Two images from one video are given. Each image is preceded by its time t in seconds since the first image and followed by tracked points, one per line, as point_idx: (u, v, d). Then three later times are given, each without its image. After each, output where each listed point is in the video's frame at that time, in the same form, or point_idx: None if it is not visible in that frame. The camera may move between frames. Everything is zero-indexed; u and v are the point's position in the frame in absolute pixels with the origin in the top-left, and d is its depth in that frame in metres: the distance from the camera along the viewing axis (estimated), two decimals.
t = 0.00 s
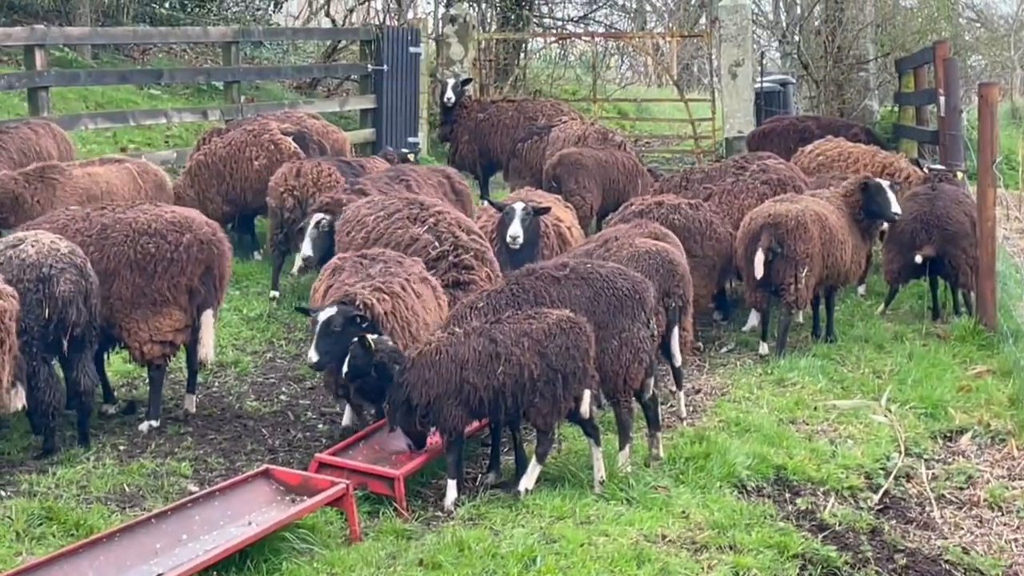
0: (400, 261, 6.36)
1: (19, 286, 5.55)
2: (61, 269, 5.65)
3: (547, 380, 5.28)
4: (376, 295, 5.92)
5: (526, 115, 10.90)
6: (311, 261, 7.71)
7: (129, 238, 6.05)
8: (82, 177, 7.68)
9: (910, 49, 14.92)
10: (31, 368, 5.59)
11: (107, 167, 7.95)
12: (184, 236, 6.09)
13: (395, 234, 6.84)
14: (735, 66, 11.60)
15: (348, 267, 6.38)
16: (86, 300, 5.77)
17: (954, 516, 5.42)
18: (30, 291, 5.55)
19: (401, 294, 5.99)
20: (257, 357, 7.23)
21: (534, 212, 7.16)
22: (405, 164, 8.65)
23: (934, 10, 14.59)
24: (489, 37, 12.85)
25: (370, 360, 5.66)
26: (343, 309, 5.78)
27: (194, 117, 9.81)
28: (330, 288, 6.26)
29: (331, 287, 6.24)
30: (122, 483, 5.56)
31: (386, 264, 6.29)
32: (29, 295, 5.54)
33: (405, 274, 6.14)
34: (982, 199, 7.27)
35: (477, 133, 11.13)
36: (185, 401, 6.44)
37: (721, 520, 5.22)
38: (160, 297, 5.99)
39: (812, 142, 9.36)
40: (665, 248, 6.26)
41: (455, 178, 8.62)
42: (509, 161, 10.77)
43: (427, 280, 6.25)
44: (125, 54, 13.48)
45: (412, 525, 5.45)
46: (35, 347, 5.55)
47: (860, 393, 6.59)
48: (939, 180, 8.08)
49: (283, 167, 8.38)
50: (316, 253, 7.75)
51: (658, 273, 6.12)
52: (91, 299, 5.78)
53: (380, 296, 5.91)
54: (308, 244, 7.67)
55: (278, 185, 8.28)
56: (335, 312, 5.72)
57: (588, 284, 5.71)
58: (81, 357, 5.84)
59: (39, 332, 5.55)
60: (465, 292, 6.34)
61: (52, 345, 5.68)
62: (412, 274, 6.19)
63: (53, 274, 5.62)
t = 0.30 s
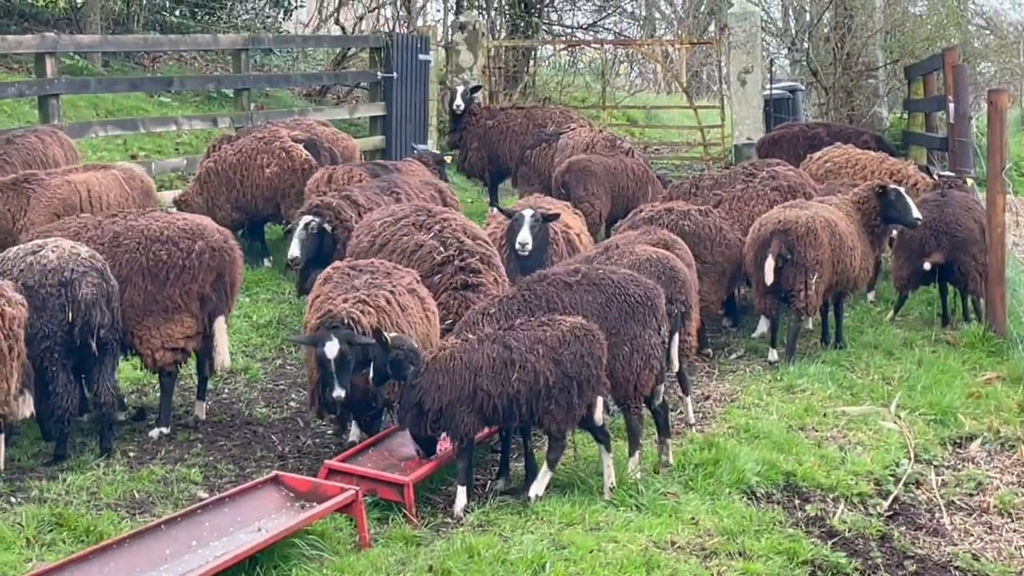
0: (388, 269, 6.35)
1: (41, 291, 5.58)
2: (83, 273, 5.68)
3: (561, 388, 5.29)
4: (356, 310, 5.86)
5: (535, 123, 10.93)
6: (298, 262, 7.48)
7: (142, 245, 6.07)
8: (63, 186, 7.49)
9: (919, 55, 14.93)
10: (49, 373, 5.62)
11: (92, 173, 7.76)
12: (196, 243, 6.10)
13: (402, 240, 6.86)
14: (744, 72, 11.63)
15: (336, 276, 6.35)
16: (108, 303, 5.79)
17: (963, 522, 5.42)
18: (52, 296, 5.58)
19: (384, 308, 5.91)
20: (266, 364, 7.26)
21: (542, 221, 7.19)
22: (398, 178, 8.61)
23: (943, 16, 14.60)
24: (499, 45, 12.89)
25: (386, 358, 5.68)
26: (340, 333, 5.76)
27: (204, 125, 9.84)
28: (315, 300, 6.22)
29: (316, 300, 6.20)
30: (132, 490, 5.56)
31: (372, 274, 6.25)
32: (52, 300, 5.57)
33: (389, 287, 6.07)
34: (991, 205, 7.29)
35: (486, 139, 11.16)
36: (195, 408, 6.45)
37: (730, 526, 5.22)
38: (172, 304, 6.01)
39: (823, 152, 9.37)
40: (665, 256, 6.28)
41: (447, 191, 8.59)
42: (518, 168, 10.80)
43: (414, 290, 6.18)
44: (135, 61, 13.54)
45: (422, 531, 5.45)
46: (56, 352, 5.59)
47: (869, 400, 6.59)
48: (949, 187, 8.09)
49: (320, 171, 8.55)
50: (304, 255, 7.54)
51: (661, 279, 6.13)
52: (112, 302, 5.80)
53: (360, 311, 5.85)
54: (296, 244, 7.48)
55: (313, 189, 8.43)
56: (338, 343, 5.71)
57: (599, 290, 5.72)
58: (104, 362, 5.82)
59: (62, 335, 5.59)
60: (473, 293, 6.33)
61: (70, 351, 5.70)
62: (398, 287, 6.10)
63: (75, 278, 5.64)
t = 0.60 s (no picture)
0: (377, 278, 6.33)
1: (59, 296, 5.58)
2: (101, 277, 5.69)
3: (569, 391, 5.29)
4: (352, 324, 5.82)
5: (541, 128, 10.95)
6: (282, 276, 7.30)
7: (148, 251, 6.09)
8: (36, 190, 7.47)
9: (925, 62, 14.95)
10: (62, 377, 5.64)
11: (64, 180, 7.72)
12: (202, 249, 6.12)
13: (412, 244, 6.86)
14: (750, 79, 11.65)
15: (324, 286, 6.32)
16: (126, 307, 5.81)
17: (968, 528, 5.42)
18: (70, 301, 5.58)
19: (380, 322, 5.89)
20: (272, 369, 7.27)
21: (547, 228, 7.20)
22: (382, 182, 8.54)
23: (948, 22, 14.61)
24: (504, 51, 12.91)
25: (411, 360, 5.49)
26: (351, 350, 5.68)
27: (210, 130, 9.86)
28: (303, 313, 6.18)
29: (304, 313, 6.14)
30: (138, 495, 5.57)
31: (361, 285, 6.23)
32: (70, 304, 5.58)
33: (382, 299, 6.04)
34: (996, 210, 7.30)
35: (492, 144, 11.18)
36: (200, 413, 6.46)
37: (736, 532, 5.22)
38: (179, 310, 6.03)
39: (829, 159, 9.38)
40: (666, 263, 6.30)
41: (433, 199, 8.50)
42: (524, 174, 10.83)
43: (402, 300, 6.14)
44: (141, 67, 13.58)
45: (428, 536, 5.45)
46: (70, 357, 5.61)
47: (874, 406, 6.59)
48: (955, 194, 8.10)
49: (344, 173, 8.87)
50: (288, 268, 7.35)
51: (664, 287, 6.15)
52: (130, 307, 5.82)
53: (356, 326, 5.81)
54: (279, 259, 7.29)
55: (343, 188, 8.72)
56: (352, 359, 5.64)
57: (608, 296, 5.73)
58: (117, 367, 5.83)
59: (79, 340, 5.61)
60: (480, 293, 6.29)
61: (85, 356, 5.71)
62: (388, 297, 6.09)
63: (94, 282, 5.65)
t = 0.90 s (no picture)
0: (364, 275, 6.34)
1: (70, 292, 5.57)
2: (112, 273, 5.68)
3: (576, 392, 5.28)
4: (342, 321, 5.77)
5: (543, 125, 10.95)
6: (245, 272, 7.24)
7: (148, 247, 6.08)
8: None
9: (928, 60, 14.94)
10: (71, 372, 5.64)
11: (22, 172, 7.57)
12: (201, 245, 6.11)
13: (421, 240, 6.86)
14: (753, 76, 11.64)
15: (312, 288, 6.26)
16: (137, 303, 5.81)
17: (970, 528, 5.41)
18: (82, 297, 5.57)
19: (369, 318, 5.84)
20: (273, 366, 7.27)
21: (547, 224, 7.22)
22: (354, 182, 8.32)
23: (951, 21, 14.60)
24: (507, 48, 12.90)
25: (430, 374, 5.32)
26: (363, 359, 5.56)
27: (212, 127, 9.86)
28: (288, 314, 6.09)
29: (290, 314, 6.05)
30: (139, 492, 5.56)
31: (345, 284, 6.20)
32: (82, 301, 5.57)
33: (369, 296, 6.01)
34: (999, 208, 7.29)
35: (495, 142, 11.18)
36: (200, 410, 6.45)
37: (737, 530, 5.21)
38: (178, 307, 6.02)
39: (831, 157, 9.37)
40: (667, 261, 6.31)
41: (409, 194, 8.32)
42: (527, 171, 10.83)
43: (389, 296, 6.11)
44: (143, 63, 13.58)
45: (430, 535, 5.44)
46: (81, 353, 5.62)
47: (876, 405, 6.58)
48: (958, 192, 8.09)
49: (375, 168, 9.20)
50: (253, 265, 7.27)
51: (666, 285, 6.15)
52: (140, 303, 5.82)
53: (347, 322, 5.76)
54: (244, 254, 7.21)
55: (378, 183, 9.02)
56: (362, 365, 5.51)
57: (612, 293, 5.72)
58: (124, 364, 5.82)
59: (90, 336, 5.61)
60: (489, 290, 6.26)
61: (94, 352, 5.72)
62: (376, 296, 6.06)
63: (105, 278, 5.64)
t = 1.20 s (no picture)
0: (362, 272, 6.30)
1: (74, 284, 5.57)
2: (114, 265, 5.69)
3: (569, 387, 5.31)
4: (348, 321, 5.72)
5: (544, 117, 10.96)
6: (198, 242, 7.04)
7: (146, 239, 6.08)
8: None
9: (929, 53, 14.93)
10: (74, 363, 5.66)
11: None
12: (198, 237, 6.12)
13: (427, 239, 6.81)
14: (753, 69, 11.63)
15: (312, 280, 6.24)
16: (138, 295, 5.81)
17: (967, 521, 5.42)
18: (85, 289, 5.58)
19: (374, 313, 5.84)
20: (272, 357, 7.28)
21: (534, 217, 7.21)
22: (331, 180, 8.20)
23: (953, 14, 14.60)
24: (508, 40, 12.90)
25: (414, 369, 5.17)
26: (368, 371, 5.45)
27: (212, 118, 9.87)
28: (288, 309, 6.03)
29: (290, 310, 6.00)
30: (138, 483, 5.57)
31: (347, 277, 6.20)
32: (85, 293, 5.58)
33: (371, 288, 6.02)
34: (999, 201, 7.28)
35: (495, 134, 11.19)
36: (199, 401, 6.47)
37: (735, 523, 5.22)
38: (177, 299, 6.03)
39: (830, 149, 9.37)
40: (672, 253, 6.30)
41: (386, 195, 8.14)
42: (527, 163, 10.84)
43: (392, 290, 6.14)
44: (144, 55, 13.58)
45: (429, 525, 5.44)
46: (84, 345, 5.63)
47: (875, 398, 6.59)
48: (958, 185, 8.09)
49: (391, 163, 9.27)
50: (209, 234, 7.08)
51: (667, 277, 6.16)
52: (141, 294, 5.82)
53: (356, 321, 5.72)
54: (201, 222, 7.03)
55: (396, 175, 9.09)
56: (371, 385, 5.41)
57: (609, 286, 5.71)
58: (126, 356, 5.83)
59: (93, 328, 5.62)
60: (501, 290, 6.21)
61: (94, 345, 5.73)
62: (378, 287, 6.08)
63: (107, 270, 5.65)
